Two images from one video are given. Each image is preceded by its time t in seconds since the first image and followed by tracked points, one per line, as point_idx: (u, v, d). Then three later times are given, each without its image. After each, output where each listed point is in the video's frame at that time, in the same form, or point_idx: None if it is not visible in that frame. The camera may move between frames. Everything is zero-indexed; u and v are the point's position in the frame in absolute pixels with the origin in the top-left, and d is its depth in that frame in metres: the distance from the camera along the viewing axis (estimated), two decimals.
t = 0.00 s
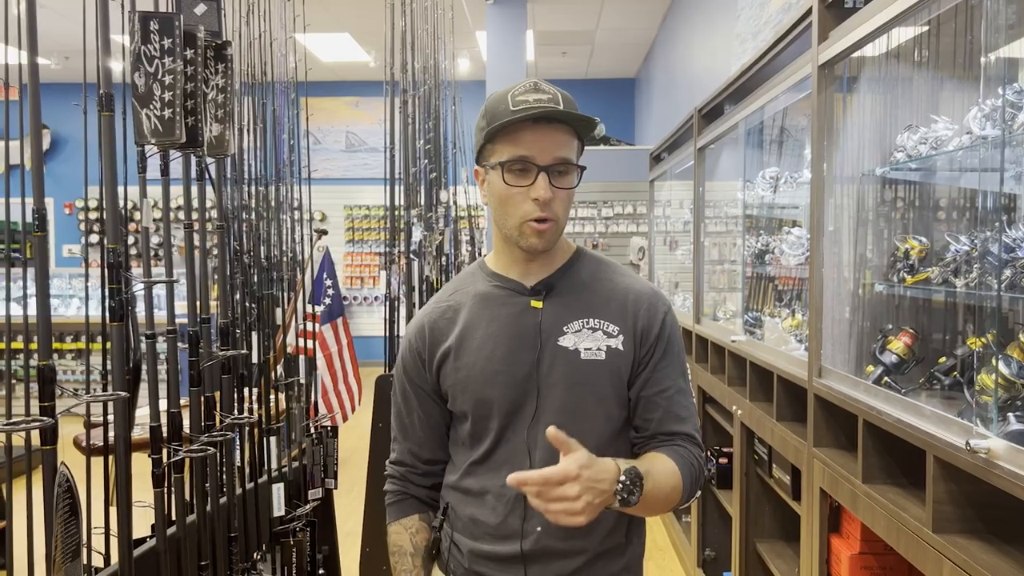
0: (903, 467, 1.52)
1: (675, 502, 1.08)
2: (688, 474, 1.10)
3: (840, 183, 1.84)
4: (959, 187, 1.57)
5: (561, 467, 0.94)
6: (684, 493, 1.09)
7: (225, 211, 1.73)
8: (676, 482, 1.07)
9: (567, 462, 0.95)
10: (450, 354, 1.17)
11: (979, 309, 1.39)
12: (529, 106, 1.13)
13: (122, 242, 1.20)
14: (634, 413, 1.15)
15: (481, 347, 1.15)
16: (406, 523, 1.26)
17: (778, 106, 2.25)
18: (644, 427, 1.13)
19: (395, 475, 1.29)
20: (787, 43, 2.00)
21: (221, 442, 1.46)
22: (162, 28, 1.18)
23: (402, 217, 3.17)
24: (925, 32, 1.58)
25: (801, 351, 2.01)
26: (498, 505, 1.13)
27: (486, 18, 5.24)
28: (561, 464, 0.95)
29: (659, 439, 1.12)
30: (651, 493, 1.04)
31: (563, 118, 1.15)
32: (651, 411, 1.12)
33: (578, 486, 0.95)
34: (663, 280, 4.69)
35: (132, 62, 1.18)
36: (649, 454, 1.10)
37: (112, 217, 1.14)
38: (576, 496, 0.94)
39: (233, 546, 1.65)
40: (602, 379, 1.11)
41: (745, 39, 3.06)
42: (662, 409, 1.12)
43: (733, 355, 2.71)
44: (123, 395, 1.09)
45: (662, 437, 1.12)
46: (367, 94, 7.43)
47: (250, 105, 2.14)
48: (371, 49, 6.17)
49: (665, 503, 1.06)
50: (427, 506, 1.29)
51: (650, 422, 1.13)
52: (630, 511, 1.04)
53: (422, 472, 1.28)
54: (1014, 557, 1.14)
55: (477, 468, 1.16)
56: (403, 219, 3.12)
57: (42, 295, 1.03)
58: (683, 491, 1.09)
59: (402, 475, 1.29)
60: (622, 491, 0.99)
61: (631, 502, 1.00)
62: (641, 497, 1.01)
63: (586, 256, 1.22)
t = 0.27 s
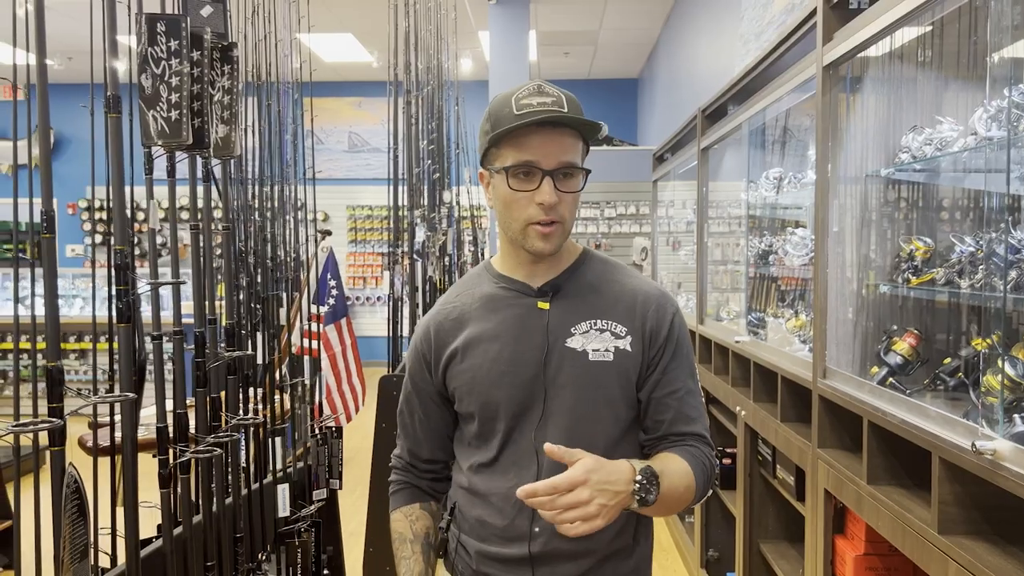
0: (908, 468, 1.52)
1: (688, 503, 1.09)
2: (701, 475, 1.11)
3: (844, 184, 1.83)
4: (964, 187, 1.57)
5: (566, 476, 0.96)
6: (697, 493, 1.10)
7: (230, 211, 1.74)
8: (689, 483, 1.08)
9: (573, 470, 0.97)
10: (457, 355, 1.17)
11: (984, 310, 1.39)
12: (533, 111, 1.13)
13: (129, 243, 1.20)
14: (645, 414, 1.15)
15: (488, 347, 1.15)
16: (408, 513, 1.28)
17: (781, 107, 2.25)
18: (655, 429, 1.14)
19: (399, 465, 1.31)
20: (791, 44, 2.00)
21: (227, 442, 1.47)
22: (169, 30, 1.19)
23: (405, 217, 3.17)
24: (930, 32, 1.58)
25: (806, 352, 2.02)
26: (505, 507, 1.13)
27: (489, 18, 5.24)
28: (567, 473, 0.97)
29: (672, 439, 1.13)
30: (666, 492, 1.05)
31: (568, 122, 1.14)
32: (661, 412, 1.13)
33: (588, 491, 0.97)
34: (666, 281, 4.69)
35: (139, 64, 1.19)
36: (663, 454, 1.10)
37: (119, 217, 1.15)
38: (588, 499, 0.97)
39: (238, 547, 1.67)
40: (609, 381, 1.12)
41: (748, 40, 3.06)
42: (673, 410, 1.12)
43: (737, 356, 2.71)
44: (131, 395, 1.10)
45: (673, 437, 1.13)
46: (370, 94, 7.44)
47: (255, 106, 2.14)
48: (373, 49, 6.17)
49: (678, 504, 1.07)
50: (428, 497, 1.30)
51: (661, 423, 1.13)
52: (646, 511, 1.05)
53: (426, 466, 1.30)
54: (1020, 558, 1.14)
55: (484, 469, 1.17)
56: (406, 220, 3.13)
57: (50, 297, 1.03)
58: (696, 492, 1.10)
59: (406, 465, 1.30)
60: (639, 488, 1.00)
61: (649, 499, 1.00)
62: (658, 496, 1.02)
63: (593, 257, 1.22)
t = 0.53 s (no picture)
0: (912, 468, 1.52)
1: (695, 502, 1.09)
2: (708, 475, 1.11)
3: (847, 184, 1.83)
4: (968, 188, 1.57)
5: (583, 451, 0.96)
6: (705, 493, 1.10)
7: (235, 211, 1.74)
8: (697, 481, 1.08)
9: (590, 447, 0.96)
10: (463, 354, 1.18)
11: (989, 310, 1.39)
12: (541, 107, 1.13)
13: (137, 244, 1.20)
14: (654, 416, 1.16)
15: (494, 347, 1.16)
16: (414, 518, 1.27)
17: (784, 108, 2.26)
18: (663, 430, 1.14)
19: (406, 471, 1.30)
20: (794, 44, 2.00)
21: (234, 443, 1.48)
22: (176, 31, 1.19)
23: (408, 217, 3.17)
24: (932, 32, 1.56)
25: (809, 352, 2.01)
26: (512, 508, 1.14)
27: (490, 18, 5.24)
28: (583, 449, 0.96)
29: (681, 439, 1.13)
30: (673, 489, 1.04)
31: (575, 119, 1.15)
32: (670, 414, 1.13)
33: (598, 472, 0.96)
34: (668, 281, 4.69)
35: (146, 64, 1.19)
36: (671, 453, 1.10)
37: (127, 217, 1.15)
38: (598, 480, 0.96)
39: (245, 547, 1.69)
40: (616, 381, 1.12)
41: (751, 40, 3.06)
42: (682, 412, 1.12)
43: (740, 356, 2.71)
44: (140, 396, 1.10)
45: (682, 438, 1.13)
46: (372, 95, 7.45)
47: (259, 107, 2.15)
48: (375, 49, 6.18)
49: (684, 502, 1.06)
50: (437, 503, 1.30)
51: (670, 425, 1.14)
52: (651, 508, 1.05)
53: (433, 471, 1.29)
54: None
55: (491, 471, 1.17)
56: (409, 220, 3.13)
57: (60, 297, 1.04)
58: (703, 492, 1.09)
59: (413, 471, 1.29)
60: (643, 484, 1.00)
61: (652, 496, 1.01)
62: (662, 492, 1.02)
63: (602, 257, 1.22)
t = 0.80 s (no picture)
0: (914, 468, 1.53)
1: (695, 507, 1.09)
2: (712, 479, 1.11)
3: (848, 185, 1.85)
4: (968, 189, 1.57)
5: (608, 460, 0.93)
6: (708, 497, 1.11)
7: (239, 211, 1.75)
8: (699, 486, 1.08)
9: (614, 456, 0.93)
10: (471, 353, 1.18)
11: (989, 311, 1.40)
12: (541, 108, 1.14)
13: (143, 245, 1.21)
14: (659, 418, 1.16)
15: (502, 346, 1.16)
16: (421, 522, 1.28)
17: (785, 109, 2.27)
18: (668, 432, 1.15)
19: (413, 473, 1.31)
20: (796, 45, 2.01)
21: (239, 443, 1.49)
22: (182, 34, 1.20)
23: (409, 217, 3.17)
24: (933, 33, 1.57)
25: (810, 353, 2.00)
26: (517, 509, 1.14)
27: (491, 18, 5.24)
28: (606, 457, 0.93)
29: (685, 442, 1.13)
30: (673, 495, 1.04)
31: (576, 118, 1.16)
32: (676, 416, 1.14)
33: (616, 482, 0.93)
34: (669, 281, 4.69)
35: (152, 67, 1.20)
36: (675, 456, 1.11)
37: (134, 218, 1.16)
38: (614, 490, 0.93)
39: (250, 546, 1.68)
40: (624, 382, 1.13)
41: (751, 41, 3.07)
42: (688, 414, 1.13)
43: (741, 356, 2.72)
44: (148, 397, 1.11)
45: (686, 441, 1.13)
46: (372, 95, 7.45)
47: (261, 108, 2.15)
48: (376, 50, 6.18)
49: (683, 507, 1.06)
50: (443, 505, 1.30)
51: (675, 427, 1.14)
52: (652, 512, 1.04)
53: (439, 472, 1.30)
54: None
55: (496, 472, 1.17)
56: (411, 221, 3.14)
57: (68, 298, 1.05)
58: (705, 496, 1.10)
59: (420, 474, 1.30)
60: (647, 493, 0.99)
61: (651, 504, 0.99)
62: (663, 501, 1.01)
63: (609, 259, 1.22)
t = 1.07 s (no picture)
0: (912, 469, 1.54)
1: (697, 508, 1.10)
2: (713, 480, 1.12)
3: (847, 184, 1.83)
4: (967, 190, 1.58)
5: (610, 464, 0.96)
6: (709, 498, 1.12)
7: (239, 212, 1.75)
8: (700, 488, 1.09)
9: (616, 461, 0.96)
10: (473, 354, 1.19)
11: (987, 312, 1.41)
12: (549, 103, 1.15)
13: (145, 246, 1.22)
14: (661, 420, 1.17)
15: (504, 348, 1.17)
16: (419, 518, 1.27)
17: (782, 110, 2.27)
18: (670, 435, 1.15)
19: (412, 471, 1.31)
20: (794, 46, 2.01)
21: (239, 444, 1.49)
22: (184, 35, 1.20)
23: (408, 218, 3.18)
24: (931, 34, 1.57)
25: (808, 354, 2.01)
26: (518, 511, 1.15)
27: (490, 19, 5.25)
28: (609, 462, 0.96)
29: (687, 445, 1.14)
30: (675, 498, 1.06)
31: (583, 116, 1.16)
32: (679, 419, 1.14)
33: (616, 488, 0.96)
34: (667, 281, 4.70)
35: (154, 68, 1.20)
36: (676, 461, 1.12)
37: (136, 218, 1.16)
38: (615, 494, 0.96)
39: (250, 546, 1.69)
40: (625, 385, 1.13)
41: (750, 41, 3.07)
42: (690, 417, 1.14)
43: (740, 357, 2.72)
44: (149, 397, 1.12)
45: (688, 443, 1.14)
46: (372, 95, 7.45)
47: (261, 108, 2.16)
48: (375, 50, 6.19)
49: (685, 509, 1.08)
50: (443, 503, 1.30)
51: (677, 430, 1.15)
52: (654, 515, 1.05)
53: (439, 471, 1.30)
54: None
55: (497, 473, 1.18)
56: (410, 221, 3.14)
57: (71, 298, 1.05)
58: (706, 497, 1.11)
59: (420, 472, 1.30)
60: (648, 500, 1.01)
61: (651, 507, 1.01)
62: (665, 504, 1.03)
63: (612, 260, 1.23)
